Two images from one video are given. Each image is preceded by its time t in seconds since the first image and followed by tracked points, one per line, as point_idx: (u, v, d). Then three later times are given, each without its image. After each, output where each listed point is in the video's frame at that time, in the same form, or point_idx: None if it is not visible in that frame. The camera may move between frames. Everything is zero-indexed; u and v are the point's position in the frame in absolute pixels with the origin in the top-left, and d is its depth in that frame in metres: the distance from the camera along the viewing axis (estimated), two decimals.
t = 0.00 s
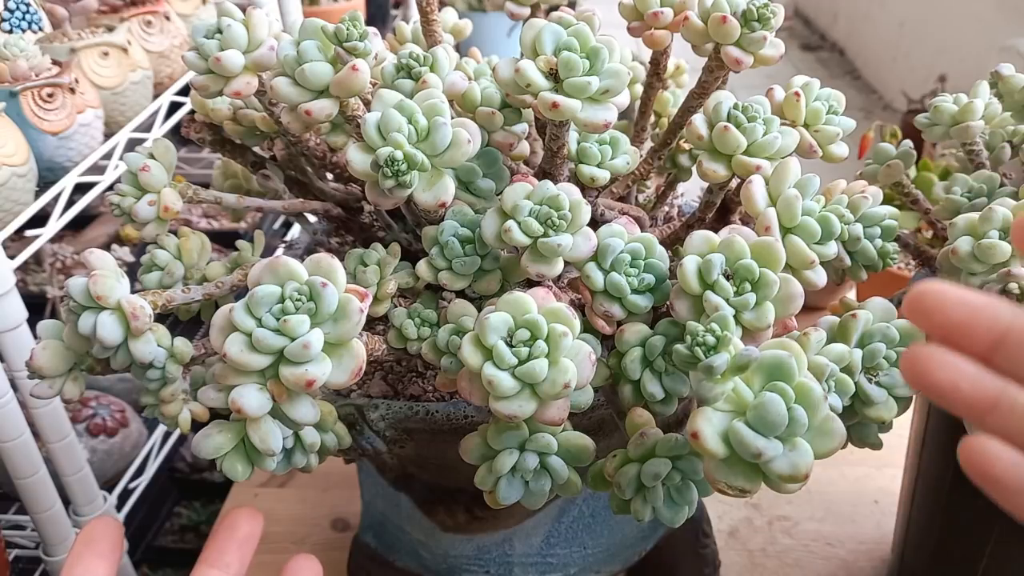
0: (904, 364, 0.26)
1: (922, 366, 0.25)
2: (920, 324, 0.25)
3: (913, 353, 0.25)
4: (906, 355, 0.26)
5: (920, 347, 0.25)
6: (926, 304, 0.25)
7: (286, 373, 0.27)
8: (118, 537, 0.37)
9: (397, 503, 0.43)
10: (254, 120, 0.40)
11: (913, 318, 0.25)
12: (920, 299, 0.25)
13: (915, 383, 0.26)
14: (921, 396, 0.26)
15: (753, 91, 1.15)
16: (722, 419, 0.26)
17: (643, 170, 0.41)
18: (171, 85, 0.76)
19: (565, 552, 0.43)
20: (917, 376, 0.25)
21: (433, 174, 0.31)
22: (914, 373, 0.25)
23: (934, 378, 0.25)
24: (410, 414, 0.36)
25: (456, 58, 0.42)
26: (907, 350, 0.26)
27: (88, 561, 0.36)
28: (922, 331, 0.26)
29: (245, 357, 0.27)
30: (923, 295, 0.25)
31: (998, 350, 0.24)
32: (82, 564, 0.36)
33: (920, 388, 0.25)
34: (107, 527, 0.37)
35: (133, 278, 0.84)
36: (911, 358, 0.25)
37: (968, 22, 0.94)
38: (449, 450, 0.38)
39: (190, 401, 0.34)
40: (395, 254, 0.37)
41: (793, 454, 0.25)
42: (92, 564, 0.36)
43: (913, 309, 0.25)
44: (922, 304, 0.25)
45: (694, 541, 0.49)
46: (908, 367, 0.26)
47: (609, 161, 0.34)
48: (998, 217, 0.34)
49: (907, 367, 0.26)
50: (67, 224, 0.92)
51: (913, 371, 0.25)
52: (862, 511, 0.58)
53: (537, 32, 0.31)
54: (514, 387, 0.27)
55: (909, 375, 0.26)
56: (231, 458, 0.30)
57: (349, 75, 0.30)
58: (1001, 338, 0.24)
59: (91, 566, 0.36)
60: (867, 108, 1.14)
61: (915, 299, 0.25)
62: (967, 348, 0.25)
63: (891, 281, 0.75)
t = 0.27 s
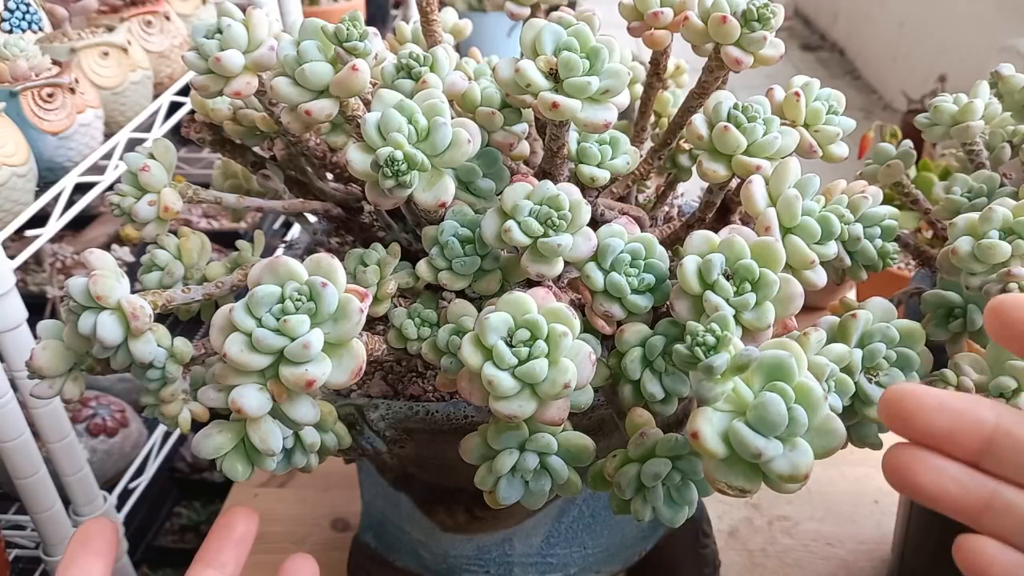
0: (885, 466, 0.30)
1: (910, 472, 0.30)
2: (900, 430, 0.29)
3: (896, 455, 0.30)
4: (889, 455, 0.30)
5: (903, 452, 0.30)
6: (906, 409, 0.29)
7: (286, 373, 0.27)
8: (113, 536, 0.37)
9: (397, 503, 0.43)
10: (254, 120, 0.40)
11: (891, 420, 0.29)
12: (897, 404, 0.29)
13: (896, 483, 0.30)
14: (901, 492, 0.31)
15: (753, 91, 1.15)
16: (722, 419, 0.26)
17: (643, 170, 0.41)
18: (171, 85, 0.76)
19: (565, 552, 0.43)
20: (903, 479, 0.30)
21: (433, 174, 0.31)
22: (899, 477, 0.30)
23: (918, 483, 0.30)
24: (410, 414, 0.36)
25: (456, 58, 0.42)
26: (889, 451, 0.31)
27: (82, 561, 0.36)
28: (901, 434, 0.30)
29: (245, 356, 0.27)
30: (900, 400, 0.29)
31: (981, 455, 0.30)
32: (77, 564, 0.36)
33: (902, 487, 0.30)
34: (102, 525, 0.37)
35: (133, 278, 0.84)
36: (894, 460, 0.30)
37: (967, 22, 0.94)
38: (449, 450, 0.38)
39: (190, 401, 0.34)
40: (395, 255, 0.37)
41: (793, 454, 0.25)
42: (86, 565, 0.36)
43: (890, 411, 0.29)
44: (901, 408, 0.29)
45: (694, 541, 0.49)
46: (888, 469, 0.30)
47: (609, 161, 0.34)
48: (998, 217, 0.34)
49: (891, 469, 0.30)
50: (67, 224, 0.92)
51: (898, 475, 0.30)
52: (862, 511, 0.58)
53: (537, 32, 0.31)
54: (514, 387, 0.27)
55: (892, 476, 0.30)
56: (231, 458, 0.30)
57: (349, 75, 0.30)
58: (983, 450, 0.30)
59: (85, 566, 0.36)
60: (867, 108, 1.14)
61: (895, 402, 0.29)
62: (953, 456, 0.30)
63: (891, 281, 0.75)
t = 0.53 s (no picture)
0: (929, 411, 0.28)
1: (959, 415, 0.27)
2: (941, 364, 0.27)
3: (938, 397, 0.28)
4: (929, 397, 0.28)
5: (947, 393, 0.28)
6: (949, 341, 0.27)
7: (286, 373, 0.27)
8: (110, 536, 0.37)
9: (397, 503, 0.43)
10: (254, 120, 0.40)
11: (931, 354, 0.27)
12: (940, 335, 0.27)
13: (945, 431, 0.28)
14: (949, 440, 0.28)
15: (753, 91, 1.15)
16: (722, 419, 0.26)
17: (643, 170, 0.41)
18: (171, 85, 0.76)
19: (565, 552, 0.43)
20: (952, 425, 0.27)
21: (433, 174, 0.31)
22: (948, 423, 0.28)
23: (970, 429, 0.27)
24: (409, 414, 0.36)
25: (456, 58, 0.42)
26: (929, 393, 0.28)
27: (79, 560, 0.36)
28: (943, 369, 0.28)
29: (245, 356, 0.27)
30: (946, 331, 0.27)
31: None
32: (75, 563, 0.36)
33: (951, 434, 0.28)
34: (99, 525, 0.37)
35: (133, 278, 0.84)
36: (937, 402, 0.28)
37: (967, 22, 0.94)
38: (448, 450, 0.38)
39: (190, 401, 0.34)
40: (395, 254, 0.37)
41: (793, 454, 0.25)
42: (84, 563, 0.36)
43: (931, 343, 0.27)
44: (944, 339, 0.27)
45: (694, 541, 0.49)
46: (933, 415, 0.28)
47: (609, 161, 0.34)
48: (998, 217, 0.34)
49: (936, 415, 0.28)
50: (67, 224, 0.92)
51: (946, 420, 0.28)
52: (862, 511, 0.58)
53: (537, 32, 0.31)
54: (514, 387, 0.27)
55: (938, 422, 0.28)
56: (231, 458, 0.30)
57: (349, 75, 0.30)
58: None
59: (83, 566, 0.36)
60: (867, 108, 1.14)
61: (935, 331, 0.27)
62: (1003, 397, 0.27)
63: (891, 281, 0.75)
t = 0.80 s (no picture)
0: (953, 312, 0.27)
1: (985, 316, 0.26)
2: (970, 264, 0.27)
3: (964, 297, 0.27)
4: (953, 298, 0.27)
5: (973, 292, 0.27)
6: (982, 239, 0.26)
7: (286, 373, 0.27)
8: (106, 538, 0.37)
9: (397, 503, 0.43)
10: (254, 120, 0.40)
11: (961, 253, 0.27)
12: (973, 233, 0.26)
13: (969, 333, 0.27)
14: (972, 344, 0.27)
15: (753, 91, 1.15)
16: (722, 419, 0.26)
17: (643, 170, 0.41)
18: (171, 85, 0.76)
19: (565, 552, 0.43)
20: (976, 326, 0.27)
21: (433, 174, 0.31)
22: (973, 325, 0.27)
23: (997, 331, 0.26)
24: (409, 414, 0.36)
25: (456, 58, 0.42)
26: (954, 294, 0.27)
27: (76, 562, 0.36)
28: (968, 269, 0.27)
29: (245, 357, 0.27)
30: (979, 228, 0.26)
31: None
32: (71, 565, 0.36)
33: (975, 336, 0.27)
34: (96, 527, 0.37)
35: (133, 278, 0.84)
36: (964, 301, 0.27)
37: (968, 22, 0.94)
38: (448, 450, 0.38)
39: (190, 401, 0.34)
40: (395, 254, 0.37)
41: (793, 454, 0.25)
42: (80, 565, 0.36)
43: (962, 241, 0.26)
44: (977, 236, 0.26)
45: (694, 541, 0.49)
46: (958, 316, 0.27)
47: (609, 161, 0.34)
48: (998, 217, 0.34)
49: (961, 315, 0.27)
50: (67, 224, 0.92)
51: (971, 322, 0.27)
52: (862, 511, 0.58)
53: (537, 32, 0.31)
54: (514, 387, 0.27)
55: (962, 323, 0.27)
56: (231, 458, 0.30)
57: (349, 75, 0.30)
58: None
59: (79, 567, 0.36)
60: (867, 108, 1.14)
61: (968, 228, 0.26)
62: None
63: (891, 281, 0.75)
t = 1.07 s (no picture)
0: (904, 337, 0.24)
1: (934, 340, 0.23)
2: (922, 291, 0.24)
3: (914, 320, 0.24)
4: (904, 323, 0.24)
5: (922, 315, 0.24)
6: (934, 264, 0.23)
7: (286, 373, 0.27)
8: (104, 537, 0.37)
9: (397, 503, 0.43)
10: (254, 120, 0.40)
11: (914, 280, 0.24)
12: (926, 257, 0.23)
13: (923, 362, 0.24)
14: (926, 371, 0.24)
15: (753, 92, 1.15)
16: (722, 419, 0.26)
17: (643, 170, 0.41)
18: (171, 85, 0.76)
19: (565, 552, 0.43)
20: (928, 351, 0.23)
21: (433, 174, 0.31)
22: (926, 351, 0.24)
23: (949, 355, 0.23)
24: (409, 414, 0.36)
25: (456, 58, 0.42)
26: (905, 318, 0.24)
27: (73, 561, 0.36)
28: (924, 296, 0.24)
29: (245, 357, 0.27)
30: (930, 253, 0.23)
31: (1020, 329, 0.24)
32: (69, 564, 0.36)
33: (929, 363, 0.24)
34: (94, 525, 0.37)
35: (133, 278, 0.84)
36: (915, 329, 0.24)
37: (967, 22, 0.94)
38: (448, 449, 0.38)
39: (190, 401, 0.34)
40: (395, 254, 0.37)
41: (793, 454, 0.25)
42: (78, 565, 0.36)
43: (916, 269, 0.23)
44: (929, 262, 0.23)
45: (694, 541, 0.49)
46: (909, 341, 0.24)
47: (609, 161, 0.34)
48: (998, 217, 0.34)
49: (912, 341, 0.24)
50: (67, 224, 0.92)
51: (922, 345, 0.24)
52: (862, 511, 0.58)
53: (537, 32, 0.31)
54: (514, 387, 0.27)
55: (914, 351, 0.24)
56: (231, 458, 0.30)
57: (349, 75, 0.30)
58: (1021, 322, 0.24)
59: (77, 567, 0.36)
60: (867, 108, 1.14)
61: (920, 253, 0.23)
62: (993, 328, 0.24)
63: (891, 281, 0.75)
